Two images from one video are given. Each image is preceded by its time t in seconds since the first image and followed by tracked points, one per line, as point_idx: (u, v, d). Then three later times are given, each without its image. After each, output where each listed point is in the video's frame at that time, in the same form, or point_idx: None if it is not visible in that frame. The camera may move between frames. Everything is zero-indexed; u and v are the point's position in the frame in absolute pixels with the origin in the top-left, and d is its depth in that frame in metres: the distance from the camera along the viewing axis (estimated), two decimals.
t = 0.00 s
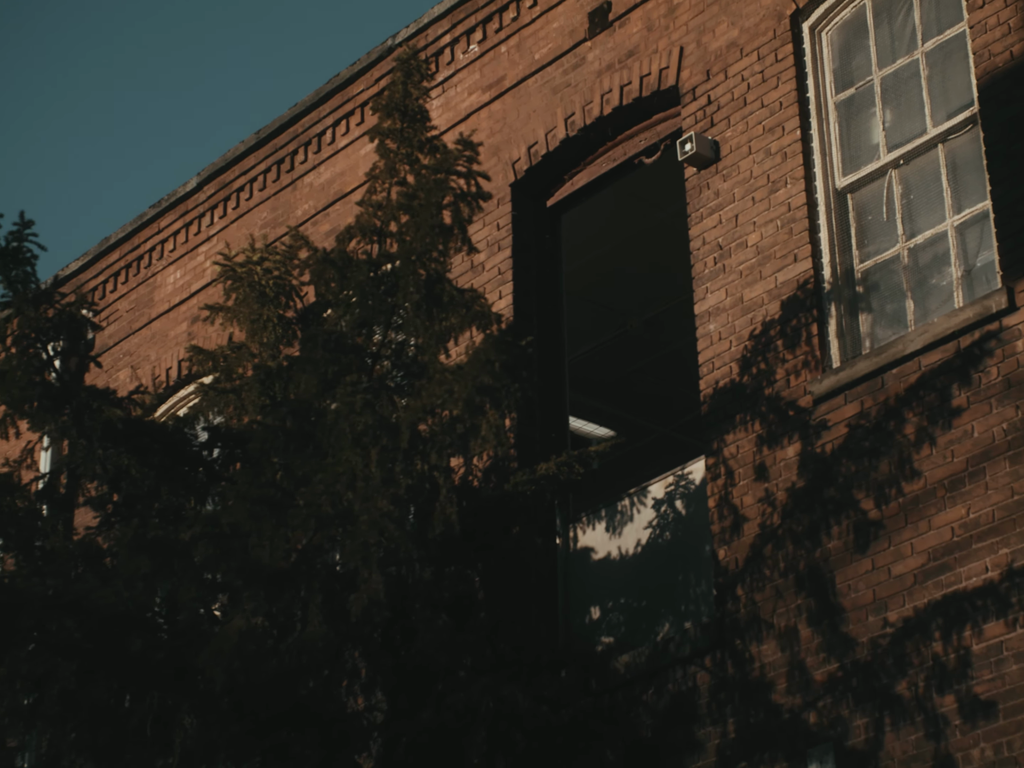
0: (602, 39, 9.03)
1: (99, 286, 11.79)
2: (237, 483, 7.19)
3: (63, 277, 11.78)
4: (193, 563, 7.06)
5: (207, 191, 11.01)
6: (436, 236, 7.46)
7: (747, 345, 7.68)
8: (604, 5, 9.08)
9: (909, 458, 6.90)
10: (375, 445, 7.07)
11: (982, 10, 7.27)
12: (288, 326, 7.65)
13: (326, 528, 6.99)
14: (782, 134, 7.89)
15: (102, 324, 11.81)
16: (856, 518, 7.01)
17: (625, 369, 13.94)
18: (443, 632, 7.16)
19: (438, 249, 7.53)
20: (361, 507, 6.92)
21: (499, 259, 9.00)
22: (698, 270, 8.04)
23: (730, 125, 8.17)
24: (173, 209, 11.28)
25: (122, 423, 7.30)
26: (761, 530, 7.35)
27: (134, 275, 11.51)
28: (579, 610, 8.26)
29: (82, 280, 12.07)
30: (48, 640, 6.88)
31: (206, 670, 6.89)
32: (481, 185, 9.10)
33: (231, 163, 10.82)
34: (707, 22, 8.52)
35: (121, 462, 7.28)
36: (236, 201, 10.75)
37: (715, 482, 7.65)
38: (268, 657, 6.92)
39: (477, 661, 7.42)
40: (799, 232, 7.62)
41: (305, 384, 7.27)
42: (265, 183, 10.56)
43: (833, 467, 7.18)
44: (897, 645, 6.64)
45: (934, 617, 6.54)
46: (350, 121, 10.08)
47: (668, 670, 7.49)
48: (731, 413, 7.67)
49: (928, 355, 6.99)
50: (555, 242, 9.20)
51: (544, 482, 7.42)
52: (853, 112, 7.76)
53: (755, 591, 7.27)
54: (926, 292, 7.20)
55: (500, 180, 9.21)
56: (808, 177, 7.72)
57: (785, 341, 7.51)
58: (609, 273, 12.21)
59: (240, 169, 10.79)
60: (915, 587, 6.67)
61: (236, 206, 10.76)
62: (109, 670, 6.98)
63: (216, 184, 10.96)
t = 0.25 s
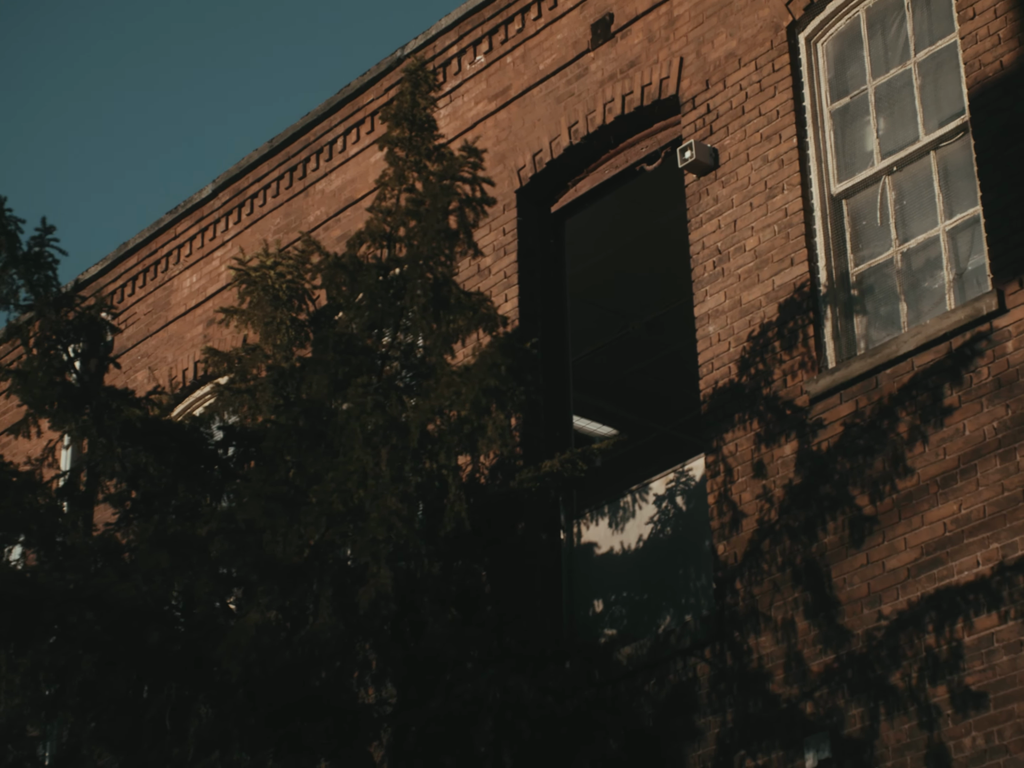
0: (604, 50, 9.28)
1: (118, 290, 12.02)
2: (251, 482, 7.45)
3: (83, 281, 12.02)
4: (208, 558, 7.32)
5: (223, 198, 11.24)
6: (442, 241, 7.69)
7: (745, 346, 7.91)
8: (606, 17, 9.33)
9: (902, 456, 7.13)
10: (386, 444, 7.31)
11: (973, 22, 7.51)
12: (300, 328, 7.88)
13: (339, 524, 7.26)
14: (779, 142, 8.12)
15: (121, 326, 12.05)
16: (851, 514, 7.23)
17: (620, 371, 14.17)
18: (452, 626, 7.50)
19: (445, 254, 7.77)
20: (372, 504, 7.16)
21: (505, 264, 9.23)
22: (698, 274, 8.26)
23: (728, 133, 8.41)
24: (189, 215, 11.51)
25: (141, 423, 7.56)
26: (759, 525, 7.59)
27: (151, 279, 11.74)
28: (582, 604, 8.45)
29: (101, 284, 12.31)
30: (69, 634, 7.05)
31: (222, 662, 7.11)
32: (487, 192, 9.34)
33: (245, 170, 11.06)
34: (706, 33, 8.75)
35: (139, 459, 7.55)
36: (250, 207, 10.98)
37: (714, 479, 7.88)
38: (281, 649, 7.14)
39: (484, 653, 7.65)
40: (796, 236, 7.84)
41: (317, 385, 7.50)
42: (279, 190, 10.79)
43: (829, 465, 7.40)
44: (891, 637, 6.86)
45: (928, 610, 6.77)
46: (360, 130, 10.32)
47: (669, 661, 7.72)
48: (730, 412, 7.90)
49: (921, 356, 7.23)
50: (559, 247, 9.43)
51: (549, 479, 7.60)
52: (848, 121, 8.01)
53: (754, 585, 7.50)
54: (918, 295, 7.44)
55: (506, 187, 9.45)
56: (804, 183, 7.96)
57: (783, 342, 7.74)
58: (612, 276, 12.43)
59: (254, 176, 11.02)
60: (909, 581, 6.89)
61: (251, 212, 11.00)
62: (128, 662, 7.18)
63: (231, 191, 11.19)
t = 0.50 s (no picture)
0: (606, 60, 9.51)
1: (135, 294, 12.27)
2: (265, 479, 7.66)
3: (100, 285, 12.26)
4: (224, 553, 7.58)
5: (236, 204, 11.48)
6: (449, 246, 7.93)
7: (743, 348, 8.14)
8: (608, 28, 9.57)
9: (896, 454, 7.35)
10: (395, 444, 7.54)
11: (964, 33, 7.75)
12: (312, 331, 8.12)
13: (349, 521, 7.46)
14: (776, 149, 8.35)
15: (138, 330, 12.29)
16: (846, 510, 7.46)
17: (620, 373, 14.45)
18: (460, 618, 7.72)
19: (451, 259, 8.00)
20: (382, 501, 7.39)
21: (511, 267, 9.47)
22: (697, 277, 8.50)
23: (726, 141, 8.64)
24: (204, 221, 11.75)
25: (156, 422, 7.76)
26: (756, 521, 7.82)
27: (167, 283, 11.98)
28: (586, 597, 8.73)
29: (118, 287, 12.56)
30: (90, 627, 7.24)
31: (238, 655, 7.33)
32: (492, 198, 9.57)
33: (258, 177, 11.29)
34: (704, 43, 8.99)
35: (155, 457, 7.77)
36: (263, 213, 11.22)
37: (713, 476, 8.12)
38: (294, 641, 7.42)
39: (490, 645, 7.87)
40: (792, 241, 8.08)
41: (327, 386, 7.73)
42: (290, 197, 11.03)
43: (825, 462, 7.63)
44: (885, 630, 7.08)
45: (921, 603, 6.99)
46: (369, 138, 10.55)
47: (669, 653, 7.98)
48: (728, 412, 8.13)
49: (914, 357, 7.46)
50: (563, 251, 9.66)
51: (553, 477, 7.84)
52: (843, 128, 8.25)
53: (752, 579, 7.73)
54: (911, 297, 7.67)
55: (511, 193, 9.70)
56: (800, 189, 8.20)
57: (779, 343, 7.97)
58: (613, 279, 12.65)
59: (267, 183, 11.25)
60: (902, 575, 7.12)
61: (263, 218, 11.23)
62: (145, 654, 7.41)
63: (245, 197, 11.42)
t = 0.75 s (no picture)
0: (609, 69, 9.75)
1: (152, 297, 12.50)
2: (279, 477, 7.88)
3: (118, 289, 12.49)
4: (239, 549, 7.79)
5: (250, 210, 11.70)
6: (456, 251, 8.17)
7: (743, 349, 8.36)
8: (611, 39, 9.82)
9: (892, 452, 7.57)
10: (407, 442, 7.74)
11: (957, 43, 7.98)
12: (323, 333, 8.37)
13: (361, 517, 7.67)
14: (775, 156, 8.58)
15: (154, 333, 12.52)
16: (844, 507, 7.68)
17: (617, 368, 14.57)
18: (465, 612, 7.88)
19: (459, 263, 8.24)
20: (393, 499, 7.60)
21: (517, 272, 9.71)
22: (699, 280, 8.72)
23: (726, 148, 8.87)
24: (219, 226, 11.98)
25: (173, 422, 7.97)
26: (756, 518, 8.04)
27: (182, 287, 12.21)
28: (590, 592, 8.96)
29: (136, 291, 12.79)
30: (110, 622, 7.52)
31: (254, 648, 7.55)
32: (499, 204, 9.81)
33: (272, 184, 11.52)
34: (705, 53, 9.22)
35: (172, 456, 7.98)
36: (276, 219, 11.44)
37: (714, 474, 8.34)
38: (308, 635, 7.67)
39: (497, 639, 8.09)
40: (791, 245, 8.30)
41: (339, 387, 7.97)
42: (302, 203, 11.26)
43: (823, 460, 7.85)
44: (882, 623, 7.30)
45: (916, 597, 7.20)
46: (378, 146, 10.77)
47: (672, 646, 8.20)
48: (728, 411, 8.35)
49: (909, 357, 7.68)
50: (568, 255, 9.90)
51: (559, 475, 8.07)
52: (840, 136, 8.48)
53: (751, 574, 7.95)
54: (907, 300, 7.89)
55: (517, 199, 9.94)
56: (799, 194, 8.43)
57: (778, 345, 8.19)
58: (615, 283, 12.89)
59: (280, 190, 11.48)
60: (898, 570, 7.34)
61: (277, 223, 11.46)
62: (164, 647, 7.63)
63: (259, 203, 11.64)
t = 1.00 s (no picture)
0: (613, 80, 10.06)
1: (170, 301, 12.77)
2: (292, 473, 8.19)
3: (137, 294, 12.77)
4: (255, 545, 8.08)
5: (266, 217, 11.97)
6: (465, 257, 8.45)
7: (743, 351, 8.62)
8: (614, 51, 10.12)
9: (888, 450, 7.82)
10: (418, 441, 8.00)
11: (950, 53, 8.25)
12: (336, 335, 8.65)
13: (374, 513, 7.89)
14: (774, 163, 8.85)
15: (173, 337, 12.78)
16: (841, 503, 7.94)
17: (620, 371, 14.89)
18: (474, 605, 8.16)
19: (468, 268, 8.53)
20: (405, 496, 7.82)
21: (524, 276, 10.00)
22: (700, 284, 8.98)
23: (726, 155, 9.13)
24: (235, 233, 12.25)
25: (191, 422, 8.27)
26: (756, 514, 8.30)
27: (200, 293, 12.48)
28: (595, 586, 9.24)
29: (154, 295, 13.06)
30: (130, 615, 7.73)
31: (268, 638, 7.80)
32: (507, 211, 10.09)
33: (286, 192, 11.79)
34: (705, 64, 9.50)
35: (191, 455, 8.20)
36: (291, 226, 11.71)
37: (715, 471, 8.60)
38: (321, 628, 7.89)
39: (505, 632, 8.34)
40: (789, 250, 8.56)
41: (351, 387, 8.22)
42: (315, 210, 11.52)
43: (821, 458, 8.10)
44: (878, 615, 7.55)
45: (911, 590, 7.45)
46: (389, 155, 11.03)
47: (674, 638, 8.46)
48: (729, 411, 8.62)
49: (904, 358, 7.95)
50: (573, 261, 10.22)
51: (564, 473, 8.38)
52: (836, 144, 8.76)
53: (751, 568, 8.21)
54: (901, 302, 8.16)
55: (524, 206, 10.22)
56: (797, 200, 8.70)
57: (777, 346, 8.45)
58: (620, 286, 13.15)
59: (294, 197, 11.74)
60: (893, 564, 7.59)
61: (292, 230, 11.72)
62: (183, 638, 7.87)
63: (274, 210, 11.92)
